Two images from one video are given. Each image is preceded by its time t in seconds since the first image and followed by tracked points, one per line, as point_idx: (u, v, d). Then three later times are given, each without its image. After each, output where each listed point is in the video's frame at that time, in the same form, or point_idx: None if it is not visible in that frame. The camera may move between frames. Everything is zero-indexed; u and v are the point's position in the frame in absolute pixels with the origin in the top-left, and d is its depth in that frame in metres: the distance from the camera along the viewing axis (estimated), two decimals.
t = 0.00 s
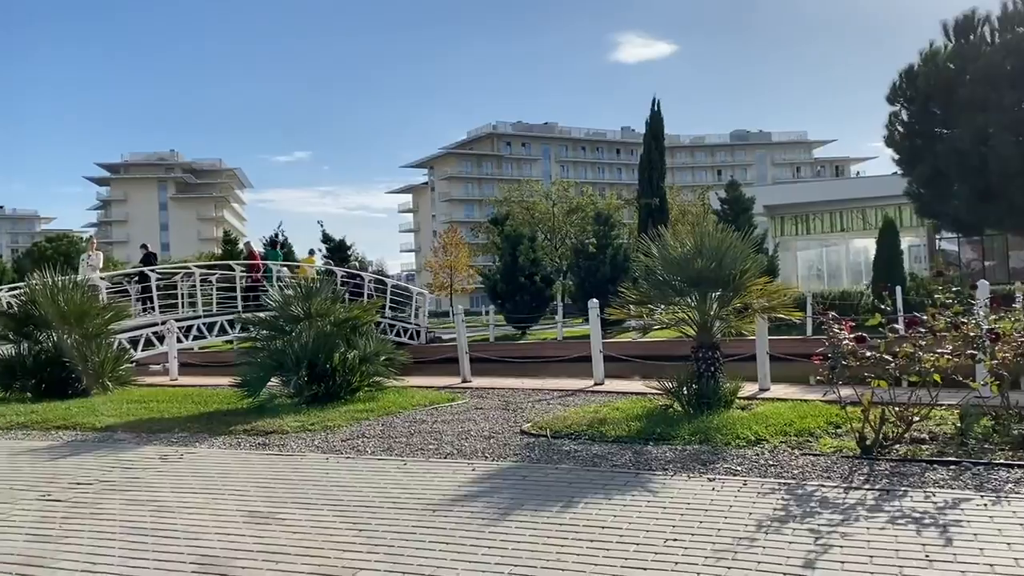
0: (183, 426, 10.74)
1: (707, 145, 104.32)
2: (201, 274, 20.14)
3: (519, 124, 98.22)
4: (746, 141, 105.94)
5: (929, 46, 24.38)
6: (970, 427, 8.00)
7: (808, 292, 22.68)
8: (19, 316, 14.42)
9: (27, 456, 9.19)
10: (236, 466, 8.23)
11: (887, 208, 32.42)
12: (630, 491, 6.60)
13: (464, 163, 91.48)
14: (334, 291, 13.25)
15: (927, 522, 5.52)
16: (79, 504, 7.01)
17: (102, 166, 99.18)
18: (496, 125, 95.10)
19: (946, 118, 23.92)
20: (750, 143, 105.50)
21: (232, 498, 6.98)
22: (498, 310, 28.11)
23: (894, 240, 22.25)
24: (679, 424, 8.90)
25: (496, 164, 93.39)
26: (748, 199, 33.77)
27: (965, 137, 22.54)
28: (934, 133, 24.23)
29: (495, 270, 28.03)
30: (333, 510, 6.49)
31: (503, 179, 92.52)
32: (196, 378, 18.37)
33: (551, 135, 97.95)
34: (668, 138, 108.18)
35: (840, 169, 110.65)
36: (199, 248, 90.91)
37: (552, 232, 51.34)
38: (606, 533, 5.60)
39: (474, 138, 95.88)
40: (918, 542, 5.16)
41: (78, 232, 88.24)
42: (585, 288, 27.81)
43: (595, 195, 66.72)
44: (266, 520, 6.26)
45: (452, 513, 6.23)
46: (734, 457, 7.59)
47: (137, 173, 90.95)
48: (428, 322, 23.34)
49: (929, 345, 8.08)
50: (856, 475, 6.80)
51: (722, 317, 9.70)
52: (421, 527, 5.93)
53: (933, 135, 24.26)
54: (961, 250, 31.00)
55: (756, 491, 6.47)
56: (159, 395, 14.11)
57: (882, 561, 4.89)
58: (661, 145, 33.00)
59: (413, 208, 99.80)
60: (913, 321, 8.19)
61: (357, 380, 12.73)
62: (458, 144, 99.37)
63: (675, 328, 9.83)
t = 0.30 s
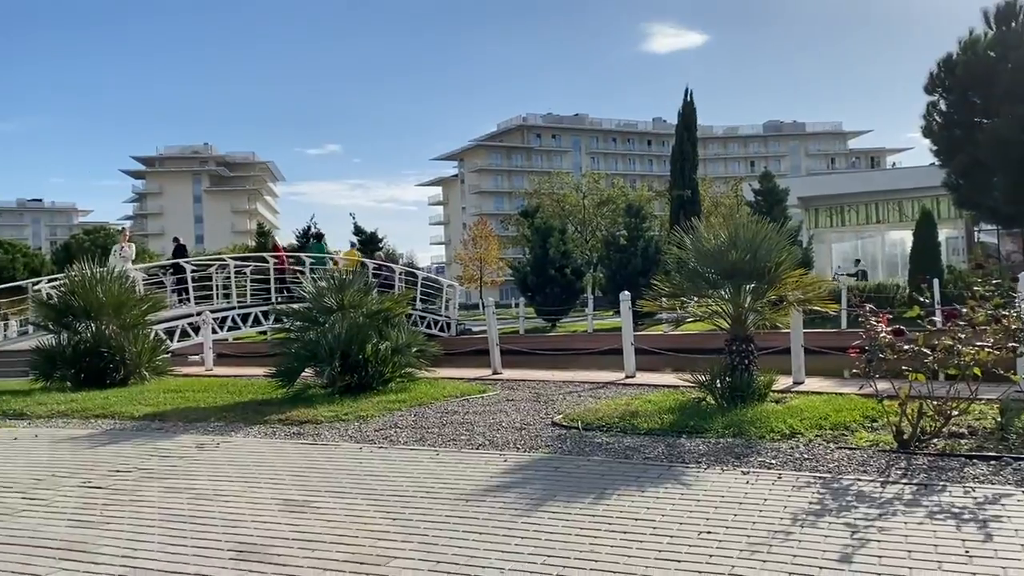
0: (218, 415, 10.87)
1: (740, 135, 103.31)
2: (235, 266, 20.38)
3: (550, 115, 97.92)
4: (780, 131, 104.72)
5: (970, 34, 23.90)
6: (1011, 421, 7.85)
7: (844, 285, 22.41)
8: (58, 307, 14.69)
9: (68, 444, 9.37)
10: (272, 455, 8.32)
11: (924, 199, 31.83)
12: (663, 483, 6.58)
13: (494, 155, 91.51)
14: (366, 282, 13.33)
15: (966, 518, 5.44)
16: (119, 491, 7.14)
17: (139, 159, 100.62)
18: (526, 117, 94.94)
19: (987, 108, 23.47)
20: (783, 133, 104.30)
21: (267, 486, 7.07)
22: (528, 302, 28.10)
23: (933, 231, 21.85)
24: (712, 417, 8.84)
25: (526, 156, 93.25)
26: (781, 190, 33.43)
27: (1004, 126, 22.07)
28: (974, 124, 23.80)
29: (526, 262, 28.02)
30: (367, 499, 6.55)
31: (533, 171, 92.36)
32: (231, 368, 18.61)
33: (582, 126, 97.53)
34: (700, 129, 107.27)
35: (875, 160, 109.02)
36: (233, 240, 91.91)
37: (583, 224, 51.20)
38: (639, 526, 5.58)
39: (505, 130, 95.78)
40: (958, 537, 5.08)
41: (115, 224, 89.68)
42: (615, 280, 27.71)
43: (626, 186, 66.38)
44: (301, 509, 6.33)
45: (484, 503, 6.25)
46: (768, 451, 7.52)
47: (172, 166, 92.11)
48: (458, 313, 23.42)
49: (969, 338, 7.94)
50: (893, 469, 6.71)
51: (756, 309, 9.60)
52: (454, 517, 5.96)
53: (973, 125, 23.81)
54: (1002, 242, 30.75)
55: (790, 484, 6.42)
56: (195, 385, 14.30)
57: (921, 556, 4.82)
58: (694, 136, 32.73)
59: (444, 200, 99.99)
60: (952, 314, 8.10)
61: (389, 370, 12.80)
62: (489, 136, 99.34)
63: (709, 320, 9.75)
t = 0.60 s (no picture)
0: (256, 403, 11.03)
1: (774, 123, 102.08)
2: (270, 257, 20.61)
3: (581, 105, 97.50)
4: (815, 119, 103.31)
5: (1012, 19, 23.40)
6: None
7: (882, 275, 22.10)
8: (99, 297, 14.96)
9: (110, 432, 9.55)
10: (308, 443, 8.41)
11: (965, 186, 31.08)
12: (700, 474, 6.54)
13: (525, 145, 91.37)
14: (400, 272, 13.40)
15: (1010, 511, 5.33)
16: (160, 478, 7.26)
17: (174, 151, 101.94)
18: (558, 107, 94.65)
19: None
20: (819, 121, 102.89)
21: (305, 474, 7.15)
22: (560, 293, 28.07)
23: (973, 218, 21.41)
24: (749, 408, 8.76)
25: (558, 146, 92.97)
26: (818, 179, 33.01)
27: None
28: (1017, 110, 23.31)
29: (558, 253, 27.98)
30: (403, 487, 6.59)
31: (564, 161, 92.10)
32: (267, 357, 18.83)
33: (614, 116, 96.97)
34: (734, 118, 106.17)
35: (913, 147, 107.18)
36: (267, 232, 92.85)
37: (615, 214, 50.99)
38: (676, 516, 5.55)
39: (536, 120, 95.56)
40: (1003, 530, 4.99)
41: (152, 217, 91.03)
42: (648, 271, 27.57)
43: (659, 176, 65.93)
44: (338, 496, 6.39)
45: (520, 492, 6.26)
46: (806, 442, 7.44)
47: (207, 159, 93.24)
48: (490, 304, 23.46)
49: (1013, 328, 7.78)
50: (934, 461, 6.61)
51: (793, 299, 9.50)
52: (489, 505, 5.98)
53: (1015, 111, 23.33)
54: None
55: (829, 476, 6.35)
56: (233, 374, 14.49)
57: (965, 549, 4.74)
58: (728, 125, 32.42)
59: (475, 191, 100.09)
60: (997, 303, 8.03)
61: (423, 360, 12.87)
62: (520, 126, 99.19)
63: (745, 311, 9.66)
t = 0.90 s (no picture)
0: (293, 391, 11.15)
1: (810, 109, 100.66)
2: (305, 248, 20.80)
3: (613, 93, 96.89)
4: (852, 105, 101.72)
5: None
6: None
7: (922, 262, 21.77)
8: (139, 287, 15.19)
9: (150, 419, 9.71)
10: (345, 430, 8.50)
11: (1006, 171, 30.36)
12: (737, 463, 6.49)
13: (557, 134, 91.11)
14: (433, 261, 13.45)
15: None
16: (200, 464, 7.37)
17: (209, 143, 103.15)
18: (590, 94, 94.17)
19: None
20: (856, 107, 101.30)
21: (343, 461, 7.22)
22: (593, 283, 28.03)
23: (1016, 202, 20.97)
24: (786, 397, 8.68)
25: (589, 134, 92.56)
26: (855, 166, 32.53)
27: None
28: None
29: (590, 242, 27.87)
30: (440, 474, 6.63)
31: (596, 149, 91.71)
32: (303, 346, 19.02)
33: (646, 103, 96.21)
34: (768, 104, 104.88)
35: (953, 132, 105.12)
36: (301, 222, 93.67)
37: (648, 202, 50.66)
38: (714, 504, 5.53)
39: (567, 109, 95.22)
40: None
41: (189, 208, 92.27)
42: (681, 259, 27.39)
43: (692, 164, 65.38)
44: (376, 483, 6.45)
45: (556, 480, 6.27)
46: (845, 431, 7.35)
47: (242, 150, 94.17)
48: (522, 294, 23.47)
49: None
50: (977, 451, 6.50)
51: (831, 287, 9.37)
52: (525, 493, 5.99)
53: None
54: None
55: (869, 465, 6.27)
56: (270, 363, 14.67)
57: (1010, 539, 4.66)
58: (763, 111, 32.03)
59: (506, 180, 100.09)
60: None
61: (457, 349, 12.92)
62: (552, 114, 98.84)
63: (782, 299, 9.55)
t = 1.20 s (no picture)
0: (329, 381, 11.27)
1: (845, 94, 99.17)
2: (338, 238, 20.95)
3: (645, 79, 96.18)
4: (889, 88, 100.01)
5: None
6: None
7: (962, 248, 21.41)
8: (177, 278, 15.40)
9: (190, 408, 9.89)
10: (380, 419, 8.58)
11: None
12: (773, 453, 6.44)
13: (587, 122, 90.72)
14: (466, 251, 13.49)
15: None
16: (239, 453, 7.48)
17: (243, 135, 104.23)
18: (621, 81, 93.58)
19: None
20: (893, 90, 99.61)
21: (379, 449, 7.28)
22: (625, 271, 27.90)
23: None
24: (823, 386, 8.59)
25: (621, 121, 92.01)
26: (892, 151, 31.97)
27: None
28: None
29: (623, 230, 27.74)
30: (475, 463, 6.66)
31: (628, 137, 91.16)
32: (338, 336, 19.21)
33: (679, 89, 95.37)
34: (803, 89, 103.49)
35: (993, 115, 102.94)
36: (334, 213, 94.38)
37: (680, 189, 50.30)
38: (750, 495, 5.50)
39: (598, 96, 94.70)
40: None
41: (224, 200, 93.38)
42: (715, 247, 27.18)
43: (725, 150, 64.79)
44: (411, 471, 6.50)
45: (591, 470, 6.28)
46: (884, 420, 7.27)
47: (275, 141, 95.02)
48: (554, 283, 23.46)
49: None
50: (1020, 441, 6.38)
51: (869, 275, 9.24)
52: (560, 482, 6.01)
53: None
54: None
55: (908, 455, 6.19)
56: (305, 352, 14.83)
57: None
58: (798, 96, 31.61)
59: (538, 168, 99.89)
60: None
61: (490, 338, 12.95)
62: (583, 102, 98.39)
63: (819, 287, 9.45)
